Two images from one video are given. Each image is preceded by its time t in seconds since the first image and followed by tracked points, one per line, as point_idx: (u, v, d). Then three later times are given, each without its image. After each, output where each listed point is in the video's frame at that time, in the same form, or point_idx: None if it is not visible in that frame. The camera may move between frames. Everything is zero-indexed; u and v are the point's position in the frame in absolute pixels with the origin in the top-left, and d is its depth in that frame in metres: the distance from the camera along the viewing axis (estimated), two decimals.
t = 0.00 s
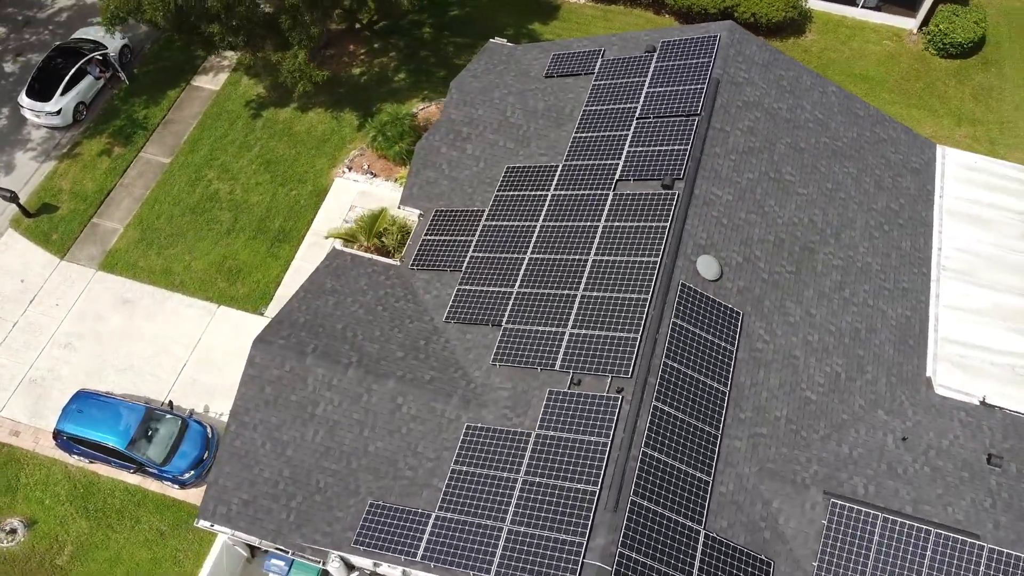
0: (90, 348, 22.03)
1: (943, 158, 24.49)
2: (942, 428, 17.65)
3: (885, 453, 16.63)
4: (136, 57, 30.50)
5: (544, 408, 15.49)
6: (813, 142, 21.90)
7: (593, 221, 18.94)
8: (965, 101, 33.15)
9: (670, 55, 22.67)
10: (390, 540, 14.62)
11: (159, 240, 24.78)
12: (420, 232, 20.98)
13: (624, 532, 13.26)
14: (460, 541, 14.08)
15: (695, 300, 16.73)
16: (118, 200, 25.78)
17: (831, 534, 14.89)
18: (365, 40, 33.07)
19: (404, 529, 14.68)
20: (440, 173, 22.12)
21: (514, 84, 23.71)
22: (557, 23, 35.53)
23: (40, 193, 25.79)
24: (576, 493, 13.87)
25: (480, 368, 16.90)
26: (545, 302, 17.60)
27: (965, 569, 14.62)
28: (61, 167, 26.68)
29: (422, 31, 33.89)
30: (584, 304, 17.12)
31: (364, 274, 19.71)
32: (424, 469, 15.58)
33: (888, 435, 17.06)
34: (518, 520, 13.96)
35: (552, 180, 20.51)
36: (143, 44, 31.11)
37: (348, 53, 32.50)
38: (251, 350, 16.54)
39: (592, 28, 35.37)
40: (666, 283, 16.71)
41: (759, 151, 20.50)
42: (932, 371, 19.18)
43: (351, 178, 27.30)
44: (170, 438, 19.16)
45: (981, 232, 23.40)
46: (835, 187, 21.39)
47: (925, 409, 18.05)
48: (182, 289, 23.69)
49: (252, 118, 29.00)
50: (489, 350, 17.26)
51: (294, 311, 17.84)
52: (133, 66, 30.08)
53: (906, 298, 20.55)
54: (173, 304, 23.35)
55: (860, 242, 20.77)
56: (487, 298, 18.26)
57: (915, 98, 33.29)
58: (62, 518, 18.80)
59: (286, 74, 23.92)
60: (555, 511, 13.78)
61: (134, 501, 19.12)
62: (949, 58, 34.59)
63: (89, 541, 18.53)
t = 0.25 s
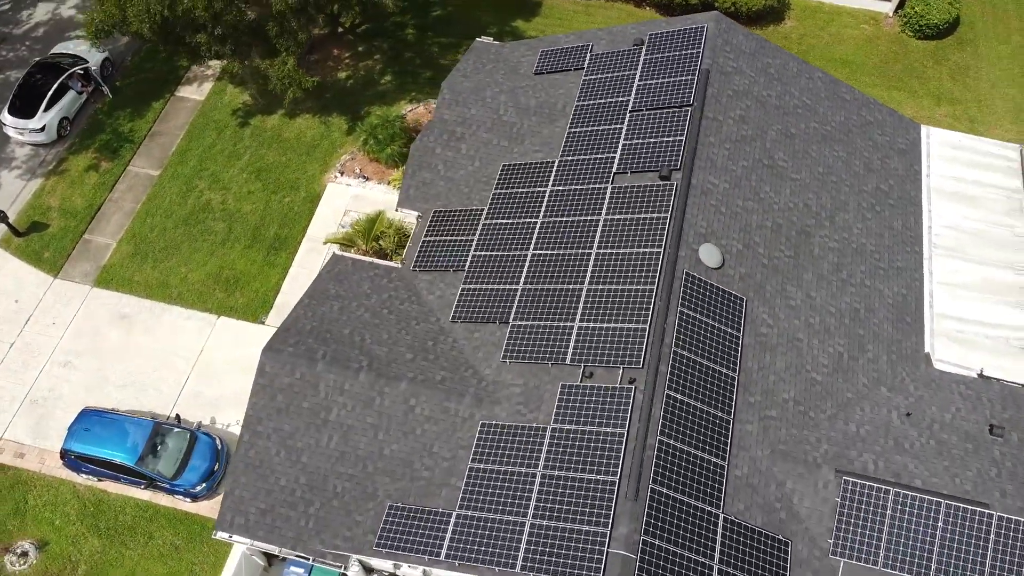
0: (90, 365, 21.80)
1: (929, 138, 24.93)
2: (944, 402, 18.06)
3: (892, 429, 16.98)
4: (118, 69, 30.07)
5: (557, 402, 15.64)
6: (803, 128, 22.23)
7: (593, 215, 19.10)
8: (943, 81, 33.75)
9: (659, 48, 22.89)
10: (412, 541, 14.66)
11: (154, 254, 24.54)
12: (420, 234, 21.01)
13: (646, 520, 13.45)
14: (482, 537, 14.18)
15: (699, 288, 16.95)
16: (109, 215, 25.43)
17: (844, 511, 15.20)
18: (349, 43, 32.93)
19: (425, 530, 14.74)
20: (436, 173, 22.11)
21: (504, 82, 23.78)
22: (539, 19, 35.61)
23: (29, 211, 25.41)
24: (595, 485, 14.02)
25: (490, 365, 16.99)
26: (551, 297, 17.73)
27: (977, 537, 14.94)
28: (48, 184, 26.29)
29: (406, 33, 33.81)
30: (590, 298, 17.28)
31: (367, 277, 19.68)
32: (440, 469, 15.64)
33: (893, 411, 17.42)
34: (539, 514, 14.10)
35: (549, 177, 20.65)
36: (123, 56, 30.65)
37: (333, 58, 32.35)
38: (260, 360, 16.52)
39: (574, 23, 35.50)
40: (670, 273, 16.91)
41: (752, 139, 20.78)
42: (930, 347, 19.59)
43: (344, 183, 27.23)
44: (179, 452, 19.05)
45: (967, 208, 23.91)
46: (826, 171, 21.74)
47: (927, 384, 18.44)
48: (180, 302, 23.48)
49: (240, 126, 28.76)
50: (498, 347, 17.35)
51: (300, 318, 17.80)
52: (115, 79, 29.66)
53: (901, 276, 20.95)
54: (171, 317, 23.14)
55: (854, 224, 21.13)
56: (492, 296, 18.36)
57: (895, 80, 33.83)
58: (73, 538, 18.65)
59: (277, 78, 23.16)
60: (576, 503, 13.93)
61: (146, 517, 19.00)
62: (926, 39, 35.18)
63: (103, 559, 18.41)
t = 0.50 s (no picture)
0: (92, 386, 21.53)
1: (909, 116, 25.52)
2: (943, 372, 18.55)
3: (896, 401, 17.41)
4: (96, 86, 29.58)
5: (572, 394, 15.82)
6: (789, 112, 22.65)
7: (593, 208, 19.29)
8: (917, 58, 34.43)
9: (644, 39, 23.15)
10: (437, 540, 14.74)
11: (148, 270, 24.24)
12: (419, 236, 21.05)
13: (670, 505, 13.66)
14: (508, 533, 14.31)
15: (703, 274, 17.21)
16: (99, 234, 25.07)
17: (858, 483, 15.56)
18: (329, 49, 32.75)
19: (450, 529, 14.82)
20: (431, 175, 22.14)
21: (492, 81, 23.90)
22: (518, 15, 35.67)
23: (16, 234, 24.96)
24: (617, 473, 14.22)
25: (502, 362, 17.12)
26: (556, 292, 17.91)
27: (987, 500, 15.40)
28: (33, 206, 25.83)
29: (385, 35, 33.70)
30: (596, 290, 17.47)
31: (369, 282, 19.66)
32: (460, 467, 15.74)
33: (896, 383, 17.87)
34: (563, 506, 14.26)
35: (545, 172, 20.81)
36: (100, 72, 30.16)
37: (314, 64, 32.17)
38: (272, 370, 16.51)
39: (552, 18, 35.63)
40: (674, 261, 17.14)
41: (741, 125, 21.13)
42: (926, 319, 20.12)
43: (335, 189, 27.11)
44: (191, 468, 18.94)
45: (950, 180, 24.51)
46: (815, 153, 22.16)
47: (926, 355, 18.92)
48: (178, 318, 23.26)
49: (226, 137, 28.48)
50: (508, 344, 17.49)
51: (308, 326, 17.78)
52: (94, 96, 29.19)
53: (893, 252, 21.44)
54: (171, 333, 22.92)
55: (845, 204, 21.57)
56: (497, 294, 18.48)
57: (870, 59, 34.45)
58: (89, 561, 18.50)
59: (266, 85, 22.61)
60: (599, 492, 14.12)
61: (161, 535, 18.88)
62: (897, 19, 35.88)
63: None
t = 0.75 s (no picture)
0: (95, 406, 21.30)
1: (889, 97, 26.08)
2: (940, 344, 19.03)
3: (898, 375, 17.84)
4: (76, 102, 29.11)
5: (584, 387, 16.00)
6: (776, 97, 23.00)
7: (590, 202, 19.47)
8: (891, 39, 35.06)
9: (630, 33, 23.39)
10: (460, 539, 14.86)
11: (143, 286, 23.98)
12: (418, 238, 21.10)
13: (689, 489, 13.87)
14: (530, 527, 14.45)
15: (705, 262, 17.46)
16: (90, 252, 24.73)
17: (867, 457, 15.94)
18: (311, 54, 32.58)
19: (472, 526, 14.94)
20: (426, 177, 22.19)
21: (481, 80, 24.00)
22: (498, 13, 35.73)
23: (5, 257, 24.52)
24: (635, 461, 14.41)
25: (511, 359, 17.27)
26: (561, 286, 18.07)
27: (992, 467, 15.86)
28: (21, 227, 25.39)
29: (367, 38, 33.59)
30: (600, 282, 17.65)
31: (372, 286, 19.67)
32: (477, 465, 15.88)
33: (895, 358, 18.30)
34: (583, 497, 14.44)
35: (541, 169, 20.95)
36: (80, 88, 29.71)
37: (297, 71, 32.00)
38: (283, 379, 16.51)
39: (532, 14, 35.75)
40: (676, 250, 17.36)
41: (731, 113, 21.46)
42: (919, 294, 20.63)
43: (327, 196, 27.03)
44: (203, 482, 18.87)
45: (932, 158, 24.97)
46: (803, 137, 22.55)
47: (923, 329, 19.38)
48: (178, 333, 23.07)
49: (213, 148, 28.21)
50: (516, 341, 17.62)
51: (315, 334, 17.78)
52: (75, 113, 28.78)
53: (884, 231, 21.90)
54: (171, 348, 22.74)
55: (835, 185, 21.97)
56: (502, 292, 18.61)
57: (846, 43, 35.01)
58: None
59: (255, 93, 22.30)
60: (619, 481, 14.30)
61: (176, 551, 18.79)
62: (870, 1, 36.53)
63: None
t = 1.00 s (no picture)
0: (99, 429, 21.05)
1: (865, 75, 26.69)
2: (934, 314, 19.59)
3: (896, 346, 18.35)
4: (52, 124, 28.55)
5: (597, 376, 16.21)
6: (758, 82, 23.40)
7: (587, 194, 19.68)
8: (860, 19, 35.78)
9: (612, 25, 23.64)
10: (486, 534, 15.02)
11: (138, 305, 23.67)
12: (417, 240, 21.16)
13: (709, 469, 14.14)
14: (555, 518, 14.65)
15: (705, 246, 17.77)
16: (82, 275, 24.29)
17: (875, 427, 16.40)
18: (289, 62, 32.35)
19: (496, 522, 15.10)
20: (419, 179, 22.23)
21: (466, 80, 24.08)
22: (473, 12, 35.72)
23: None
24: (653, 447, 14.66)
25: (521, 354, 17.44)
26: (564, 279, 18.27)
27: (993, 428, 16.43)
28: (7, 254, 24.84)
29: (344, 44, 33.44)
30: (603, 273, 17.87)
31: (375, 291, 19.68)
32: (497, 461, 16.04)
33: (893, 329, 18.81)
34: (605, 484, 14.65)
35: (534, 164, 21.13)
36: (55, 109, 29.14)
37: (276, 79, 31.77)
38: (296, 389, 16.50)
39: (507, 11, 35.85)
40: (677, 236, 17.62)
41: (717, 99, 21.81)
42: (909, 266, 21.25)
43: (318, 204, 26.91)
44: (219, 498, 18.79)
45: (915, 131, 26.07)
46: (787, 119, 22.99)
47: (916, 300, 19.93)
48: (178, 350, 22.85)
49: (197, 162, 27.83)
50: (524, 336, 17.80)
51: (323, 342, 17.78)
52: (54, 135, 28.22)
53: (871, 206, 22.42)
54: (173, 366, 22.51)
55: (821, 165, 22.44)
56: (506, 288, 18.75)
57: (816, 24, 35.62)
58: None
59: (242, 104, 22.02)
60: (639, 466, 14.53)
61: (195, 569, 18.71)
62: None
63: None
